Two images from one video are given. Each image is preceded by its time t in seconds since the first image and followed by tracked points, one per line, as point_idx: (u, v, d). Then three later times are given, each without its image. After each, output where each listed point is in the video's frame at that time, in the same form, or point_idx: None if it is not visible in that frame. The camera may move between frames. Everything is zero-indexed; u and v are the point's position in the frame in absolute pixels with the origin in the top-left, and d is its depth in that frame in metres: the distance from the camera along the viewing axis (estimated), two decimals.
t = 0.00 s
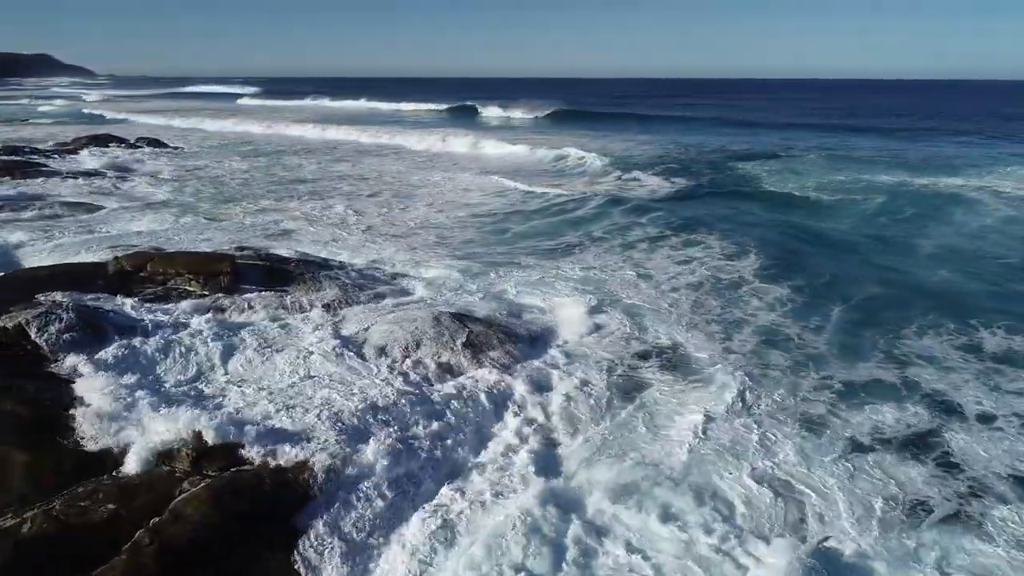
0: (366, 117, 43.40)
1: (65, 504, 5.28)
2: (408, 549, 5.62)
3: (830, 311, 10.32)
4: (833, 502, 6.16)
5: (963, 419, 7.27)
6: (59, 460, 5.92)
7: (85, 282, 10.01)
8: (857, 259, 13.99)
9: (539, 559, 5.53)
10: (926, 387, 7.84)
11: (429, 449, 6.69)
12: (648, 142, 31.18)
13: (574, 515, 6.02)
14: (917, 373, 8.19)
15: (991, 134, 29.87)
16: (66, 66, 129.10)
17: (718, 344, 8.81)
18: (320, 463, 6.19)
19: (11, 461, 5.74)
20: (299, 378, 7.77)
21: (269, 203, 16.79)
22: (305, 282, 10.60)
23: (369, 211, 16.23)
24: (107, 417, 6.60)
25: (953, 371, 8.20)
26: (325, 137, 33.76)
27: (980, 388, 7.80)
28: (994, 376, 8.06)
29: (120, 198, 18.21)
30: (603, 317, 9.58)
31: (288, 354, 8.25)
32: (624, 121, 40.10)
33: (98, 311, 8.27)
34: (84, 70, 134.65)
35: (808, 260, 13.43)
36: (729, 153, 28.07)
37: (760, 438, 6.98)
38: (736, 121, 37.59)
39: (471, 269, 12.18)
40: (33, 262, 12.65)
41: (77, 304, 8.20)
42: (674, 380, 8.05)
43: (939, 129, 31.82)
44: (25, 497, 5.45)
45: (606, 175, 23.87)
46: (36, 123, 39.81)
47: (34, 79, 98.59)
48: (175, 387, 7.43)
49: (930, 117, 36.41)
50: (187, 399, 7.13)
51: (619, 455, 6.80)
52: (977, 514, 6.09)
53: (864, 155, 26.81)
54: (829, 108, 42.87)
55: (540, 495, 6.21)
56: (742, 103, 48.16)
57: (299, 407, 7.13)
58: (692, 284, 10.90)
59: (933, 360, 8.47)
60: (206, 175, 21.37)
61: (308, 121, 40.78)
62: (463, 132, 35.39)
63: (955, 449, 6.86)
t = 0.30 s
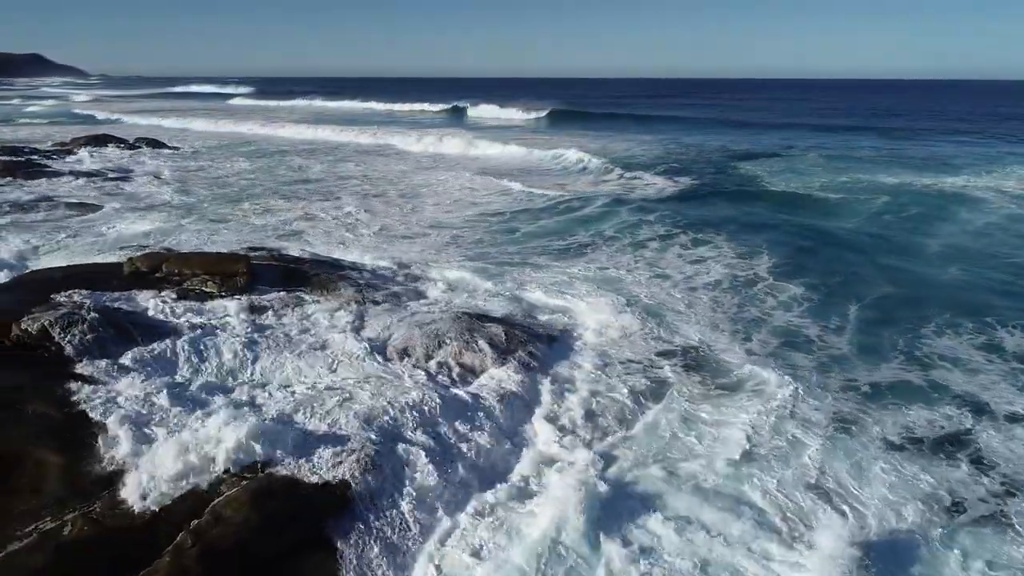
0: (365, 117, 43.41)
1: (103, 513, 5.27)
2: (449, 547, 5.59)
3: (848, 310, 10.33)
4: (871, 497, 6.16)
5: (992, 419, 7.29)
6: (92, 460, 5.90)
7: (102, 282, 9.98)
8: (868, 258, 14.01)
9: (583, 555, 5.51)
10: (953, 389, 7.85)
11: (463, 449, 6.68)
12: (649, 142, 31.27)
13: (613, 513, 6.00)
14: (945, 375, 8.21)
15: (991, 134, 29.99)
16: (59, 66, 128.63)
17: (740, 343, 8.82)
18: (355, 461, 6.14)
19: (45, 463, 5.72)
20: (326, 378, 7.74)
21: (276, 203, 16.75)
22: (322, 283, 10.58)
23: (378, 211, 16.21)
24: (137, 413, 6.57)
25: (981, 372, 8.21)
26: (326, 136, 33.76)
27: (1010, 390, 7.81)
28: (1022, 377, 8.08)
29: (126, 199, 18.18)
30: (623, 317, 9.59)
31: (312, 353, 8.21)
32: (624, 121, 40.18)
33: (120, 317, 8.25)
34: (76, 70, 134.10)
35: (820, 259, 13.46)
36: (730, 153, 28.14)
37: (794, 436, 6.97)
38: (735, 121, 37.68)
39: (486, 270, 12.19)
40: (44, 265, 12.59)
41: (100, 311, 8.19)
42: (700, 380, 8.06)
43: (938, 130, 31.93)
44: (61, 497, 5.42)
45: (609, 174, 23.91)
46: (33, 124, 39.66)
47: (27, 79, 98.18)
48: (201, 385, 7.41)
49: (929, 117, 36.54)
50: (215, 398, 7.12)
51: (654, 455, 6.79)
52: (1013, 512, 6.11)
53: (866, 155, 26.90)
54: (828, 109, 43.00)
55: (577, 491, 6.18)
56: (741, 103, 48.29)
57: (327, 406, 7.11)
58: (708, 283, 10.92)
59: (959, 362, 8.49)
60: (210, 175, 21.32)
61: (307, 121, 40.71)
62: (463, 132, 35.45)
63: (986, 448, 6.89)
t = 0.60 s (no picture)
0: (363, 117, 43.37)
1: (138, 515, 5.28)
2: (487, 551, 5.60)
3: (864, 310, 10.35)
4: (903, 498, 6.18)
5: (1017, 420, 7.30)
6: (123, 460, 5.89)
7: (116, 283, 9.94)
8: (877, 257, 14.05)
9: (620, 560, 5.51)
10: (976, 390, 7.87)
11: (492, 450, 6.68)
12: (649, 141, 31.32)
13: (646, 517, 6.01)
14: (966, 375, 8.23)
15: (989, 135, 30.13)
16: (52, 66, 128.08)
17: (759, 343, 8.84)
18: (389, 461, 6.13)
19: (75, 465, 5.72)
20: (346, 379, 7.74)
21: (282, 203, 16.72)
22: (336, 284, 10.56)
23: (385, 211, 16.19)
24: (165, 411, 6.57)
25: (1001, 373, 8.24)
26: (326, 136, 33.72)
27: None
28: None
29: (130, 199, 18.11)
30: (637, 317, 9.63)
31: (332, 352, 8.21)
32: (622, 121, 40.23)
33: (138, 313, 8.22)
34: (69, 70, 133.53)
35: (830, 258, 13.48)
36: (730, 152, 28.22)
37: (823, 437, 6.99)
38: (734, 121, 37.76)
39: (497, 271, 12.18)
40: (52, 266, 12.54)
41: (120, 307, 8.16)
42: (720, 380, 8.10)
43: (937, 130, 32.05)
44: (95, 499, 5.43)
45: (612, 173, 23.94)
46: (29, 124, 39.49)
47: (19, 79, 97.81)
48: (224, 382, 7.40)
49: (927, 117, 36.67)
50: (240, 395, 7.10)
51: (685, 458, 6.82)
52: None
53: (866, 155, 26.98)
54: (825, 109, 43.13)
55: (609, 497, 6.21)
56: (738, 104, 48.41)
57: (353, 407, 7.12)
58: (722, 283, 10.93)
59: (978, 364, 8.52)
60: (213, 176, 21.27)
61: (305, 121, 40.63)
62: (462, 133, 35.46)
63: (1014, 448, 6.90)
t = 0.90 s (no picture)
0: (357, 118, 43.26)
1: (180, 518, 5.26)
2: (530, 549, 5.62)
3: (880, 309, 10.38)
4: (938, 498, 6.24)
5: None
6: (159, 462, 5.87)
7: (130, 284, 9.87)
8: (885, 256, 14.11)
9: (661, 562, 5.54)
10: (1001, 391, 7.93)
11: (526, 455, 6.72)
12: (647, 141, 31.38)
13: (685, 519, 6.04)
14: (989, 376, 8.29)
15: (986, 136, 30.31)
16: (39, 65, 127.21)
17: (780, 344, 8.87)
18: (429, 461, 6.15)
19: (112, 468, 5.68)
20: (372, 380, 7.74)
21: (287, 204, 16.67)
22: (350, 284, 10.54)
23: (390, 211, 16.16)
24: (195, 408, 6.53)
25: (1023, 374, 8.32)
26: (322, 135, 33.63)
27: None
28: None
29: (132, 201, 18.02)
30: (655, 329, 9.71)
31: (356, 352, 8.20)
32: (618, 121, 40.29)
33: (159, 314, 8.17)
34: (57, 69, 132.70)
35: (839, 257, 13.53)
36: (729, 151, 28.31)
37: (857, 439, 7.05)
38: (729, 121, 37.86)
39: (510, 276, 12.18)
40: (60, 268, 12.46)
41: (140, 310, 8.11)
42: (745, 383, 8.16)
43: (933, 130, 32.23)
44: (133, 503, 5.39)
45: (612, 172, 23.95)
46: (20, 125, 39.20)
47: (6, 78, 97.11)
48: (252, 383, 7.39)
49: (922, 116, 36.87)
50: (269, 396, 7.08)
51: (719, 460, 6.86)
52: None
53: (864, 155, 27.11)
54: (820, 109, 43.29)
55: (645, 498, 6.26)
56: (732, 104, 48.55)
57: (384, 407, 7.13)
58: (736, 285, 10.97)
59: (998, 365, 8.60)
60: (213, 176, 21.17)
61: (299, 121, 40.51)
62: (458, 133, 35.45)
63: None
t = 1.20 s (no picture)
0: (352, 118, 43.17)
1: (215, 520, 5.26)
2: (563, 553, 5.65)
3: (893, 307, 10.42)
4: (967, 497, 6.30)
5: None
6: (189, 459, 5.84)
7: (142, 286, 9.82)
8: (891, 254, 14.17)
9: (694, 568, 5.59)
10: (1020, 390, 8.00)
11: (553, 452, 6.75)
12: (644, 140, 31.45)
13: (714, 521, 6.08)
14: (1006, 376, 8.37)
15: (982, 136, 30.50)
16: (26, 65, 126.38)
17: (796, 345, 8.92)
18: (461, 458, 6.16)
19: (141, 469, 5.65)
20: (394, 379, 7.75)
21: (289, 205, 16.63)
22: (362, 284, 10.52)
23: (395, 212, 16.14)
24: (221, 407, 6.51)
25: None
26: (319, 134, 33.54)
27: None
28: None
29: (134, 202, 17.95)
30: (670, 332, 9.75)
31: (374, 354, 8.21)
32: (614, 121, 40.37)
33: (175, 319, 8.16)
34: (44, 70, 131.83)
35: (846, 256, 13.58)
36: (725, 150, 28.41)
37: (880, 442, 7.11)
38: (726, 121, 37.98)
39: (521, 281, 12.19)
40: (65, 268, 12.38)
41: (157, 315, 8.08)
42: (764, 385, 8.22)
43: (928, 130, 32.41)
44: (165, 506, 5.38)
45: (612, 172, 24.00)
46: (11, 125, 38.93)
47: None
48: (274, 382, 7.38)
49: (915, 116, 37.09)
50: (292, 396, 7.08)
51: (744, 461, 6.91)
52: None
53: (861, 155, 27.23)
54: (810, 108, 43.51)
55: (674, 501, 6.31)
56: (727, 104, 48.68)
57: (408, 404, 7.13)
58: (747, 286, 11.02)
59: (1014, 364, 8.67)
60: (212, 177, 21.09)
61: (293, 121, 40.39)
62: (454, 133, 35.42)
63: None
